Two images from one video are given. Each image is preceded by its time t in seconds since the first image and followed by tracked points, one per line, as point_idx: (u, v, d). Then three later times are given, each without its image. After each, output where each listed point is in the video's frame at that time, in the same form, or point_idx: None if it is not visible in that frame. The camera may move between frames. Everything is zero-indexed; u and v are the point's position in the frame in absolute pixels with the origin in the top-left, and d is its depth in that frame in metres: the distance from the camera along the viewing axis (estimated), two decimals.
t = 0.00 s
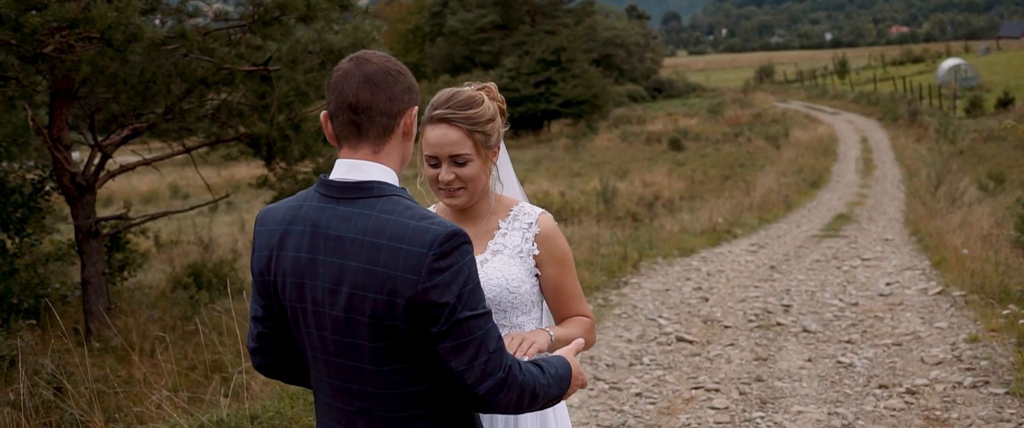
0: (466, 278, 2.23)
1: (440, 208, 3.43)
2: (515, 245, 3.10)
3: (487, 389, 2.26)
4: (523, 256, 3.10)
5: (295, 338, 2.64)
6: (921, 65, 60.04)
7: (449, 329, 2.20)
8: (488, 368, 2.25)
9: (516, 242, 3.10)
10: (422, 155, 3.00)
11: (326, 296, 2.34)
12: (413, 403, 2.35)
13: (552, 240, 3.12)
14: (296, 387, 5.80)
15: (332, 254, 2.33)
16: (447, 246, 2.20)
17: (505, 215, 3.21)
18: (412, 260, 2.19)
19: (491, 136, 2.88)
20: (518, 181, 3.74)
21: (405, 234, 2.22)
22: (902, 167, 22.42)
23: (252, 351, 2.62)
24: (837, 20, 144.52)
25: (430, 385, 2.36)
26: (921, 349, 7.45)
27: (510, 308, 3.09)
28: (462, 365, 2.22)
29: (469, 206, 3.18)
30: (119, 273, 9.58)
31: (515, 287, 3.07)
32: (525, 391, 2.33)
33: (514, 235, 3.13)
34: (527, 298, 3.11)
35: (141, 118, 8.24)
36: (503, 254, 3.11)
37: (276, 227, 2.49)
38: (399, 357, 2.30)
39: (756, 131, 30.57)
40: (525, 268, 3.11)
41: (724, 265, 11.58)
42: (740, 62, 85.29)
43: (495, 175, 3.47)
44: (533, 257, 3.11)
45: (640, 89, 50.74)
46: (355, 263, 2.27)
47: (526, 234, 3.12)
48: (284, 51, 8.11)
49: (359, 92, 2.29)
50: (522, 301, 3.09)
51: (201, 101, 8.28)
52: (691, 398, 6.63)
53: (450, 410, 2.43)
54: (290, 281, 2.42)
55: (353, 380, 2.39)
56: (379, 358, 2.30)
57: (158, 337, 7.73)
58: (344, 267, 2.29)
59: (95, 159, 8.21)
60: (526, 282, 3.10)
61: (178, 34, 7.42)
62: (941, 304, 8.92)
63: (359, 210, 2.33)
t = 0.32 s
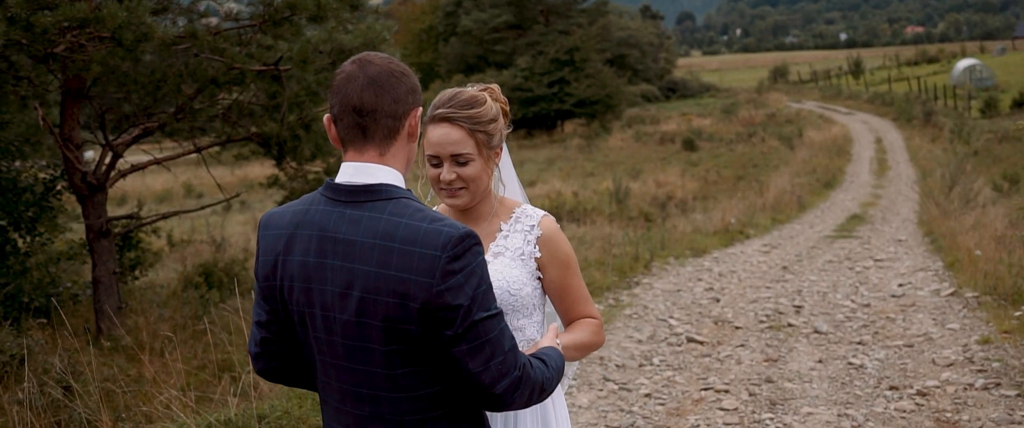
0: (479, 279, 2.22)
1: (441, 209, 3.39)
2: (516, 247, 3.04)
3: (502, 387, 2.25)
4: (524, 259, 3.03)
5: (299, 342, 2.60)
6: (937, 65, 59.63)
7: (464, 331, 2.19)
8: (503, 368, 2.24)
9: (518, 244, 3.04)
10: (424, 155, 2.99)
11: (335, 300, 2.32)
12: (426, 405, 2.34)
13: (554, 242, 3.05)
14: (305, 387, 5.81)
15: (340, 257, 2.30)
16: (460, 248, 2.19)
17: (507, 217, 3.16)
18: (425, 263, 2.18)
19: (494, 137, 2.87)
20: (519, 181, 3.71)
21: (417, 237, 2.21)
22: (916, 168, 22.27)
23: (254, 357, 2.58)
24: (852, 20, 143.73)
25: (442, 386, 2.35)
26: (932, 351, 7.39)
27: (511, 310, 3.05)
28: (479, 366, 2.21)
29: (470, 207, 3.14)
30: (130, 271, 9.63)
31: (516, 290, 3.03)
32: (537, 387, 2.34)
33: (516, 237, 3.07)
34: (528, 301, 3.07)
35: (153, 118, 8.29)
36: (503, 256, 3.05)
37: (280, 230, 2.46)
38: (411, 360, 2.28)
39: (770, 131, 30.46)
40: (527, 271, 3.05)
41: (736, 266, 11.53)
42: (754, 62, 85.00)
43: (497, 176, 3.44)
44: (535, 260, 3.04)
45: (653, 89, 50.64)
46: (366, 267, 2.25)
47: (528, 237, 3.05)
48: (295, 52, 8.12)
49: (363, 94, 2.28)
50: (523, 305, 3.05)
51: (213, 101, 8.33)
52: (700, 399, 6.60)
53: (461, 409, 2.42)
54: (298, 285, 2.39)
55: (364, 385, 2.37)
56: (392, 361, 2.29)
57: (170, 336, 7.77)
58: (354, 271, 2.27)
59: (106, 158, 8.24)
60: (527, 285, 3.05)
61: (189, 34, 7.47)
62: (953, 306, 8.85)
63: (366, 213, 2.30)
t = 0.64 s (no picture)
0: (490, 280, 2.21)
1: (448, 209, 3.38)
2: (522, 248, 3.03)
3: (512, 388, 2.24)
4: (530, 260, 3.02)
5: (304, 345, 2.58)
6: (952, 65, 59.24)
7: (474, 330, 2.18)
8: (513, 368, 2.23)
9: (524, 244, 3.03)
10: (432, 152, 2.98)
11: (345, 301, 2.30)
12: (436, 406, 2.34)
13: (561, 243, 3.03)
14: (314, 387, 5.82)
15: (349, 258, 2.29)
16: (471, 248, 2.19)
17: (514, 218, 3.15)
18: (436, 263, 2.18)
19: (504, 136, 2.86)
20: (526, 183, 3.70)
21: (426, 236, 2.21)
22: (930, 168, 22.12)
23: (256, 361, 2.54)
24: (867, 20, 142.97)
25: (450, 387, 2.34)
26: (944, 352, 7.34)
27: (516, 312, 3.03)
28: (489, 366, 2.20)
29: (478, 205, 3.13)
30: (142, 270, 9.68)
31: (520, 291, 3.01)
32: (546, 388, 2.33)
33: (522, 237, 3.06)
34: (533, 302, 3.05)
35: (164, 117, 8.33)
36: (509, 257, 3.04)
37: (287, 231, 2.44)
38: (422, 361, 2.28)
39: (783, 132, 30.33)
40: (532, 272, 3.03)
41: (748, 266, 11.48)
42: (768, 62, 84.73)
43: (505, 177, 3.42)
44: (541, 261, 3.03)
45: (667, 89, 50.49)
46: (376, 266, 2.24)
47: (534, 237, 3.04)
48: (305, 51, 8.08)
49: (369, 95, 2.28)
50: (527, 306, 3.03)
51: (223, 100, 8.39)
52: (710, 400, 6.57)
53: (469, 410, 2.41)
54: (305, 287, 2.38)
55: (373, 387, 2.36)
56: (402, 361, 2.28)
57: (181, 335, 7.82)
58: (363, 271, 2.26)
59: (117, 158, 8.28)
60: (533, 287, 3.02)
61: (200, 34, 7.56)
62: (966, 307, 8.78)
63: (375, 213, 2.30)
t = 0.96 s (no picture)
0: (497, 279, 2.21)
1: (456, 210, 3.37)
2: (529, 252, 3.02)
3: (516, 391, 2.22)
4: (537, 264, 3.01)
5: (306, 346, 2.56)
6: (966, 65, 58.86)
7: (479, 329, 2.17)
8: (518, 370, 2.22)
9: (531, 249, 3.02)
10: (441, 153, 2.98)
11: (351, 300, 2.30)
12: (440, 407, 2.33)
13: (568, 248, 3.02)
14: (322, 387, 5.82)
15: (356, 258, 2.29)
16: (480, 246, 2.19)
17: (523, 222, 3.14)
18: (445, 261, 2.18)
19: (515, 138, 2.85)
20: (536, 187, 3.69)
21: (435, 235, 2.21)
22: (944, 169, 21.97)
23: (255, 364, 2.50)
24: (881, 20, 142.24)
25: (451, 389, 2.33)
26: (955, 354, 7.29)
27: (522, 315, 3.03)
28: (492, 365, 2.19)
29: (486, 208, 3.12)
30: (153, 269, 9.73)
31: (527, 295, 3.01)
32: (550, 390, 2.31)
33: (530, 242, 3.05)
34: (539, 307, 3.05)
35: (175, 118, 8.38)
36: (516, 261, 3.04)
37: (293, 231, 2.43)
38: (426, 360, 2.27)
39: (796, 132, 30.21)
40: (538, 277, 3.03)
41: (760, 267, 11.44)
42: (782, 62, 84.48)
43: (514, 181, 3.42)
44: (548, 266, 3.02)
45: (680, 89, 50.35)
46: (384, 264, 2.24)
47: (542, 242, 3.03)
48: (316, 51, 8.06)
49: (372, 97, 2.28)
50: (533, 310, 3.03)
51: (234, 99, 8.43)
52: (719, 401, 6.55)
53: (470, 411, 2.40)
54: (311, 286, 2.37)
55: (378, 386, 2.35)
56: (408, 360, 2.28)
57: (191, 334, 7.86)
58: (371, 270, 2.26)
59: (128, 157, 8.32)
60: (539, 292, 3.02)
61: (210, 34, 7.57)
62: (978, 308, 8.72)
63: (383, 212, 2.30)
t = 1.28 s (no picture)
0: (504, 267, 2.21)
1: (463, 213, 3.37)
2: (533, 255, 2.99)
3: (517, 384, 2.17)
4: (541, 267, 2.98)
5: (307, 343, 2.51)
6: (981, 65, 58.45)
7: (482, 314, 2.15)
8: (521, 360, 2.17)
9: (535, 252, 2.99)
10: (449, 153, 2.98)
11: (357, 289, 2.27)
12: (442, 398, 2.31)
13: (572, 251, 2.98)
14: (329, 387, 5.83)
15: (364, 248, 2.27)
16: (488, 235, 2.19)
17: (529, 225, 3.12)
18: (453, 248, 2.17)
19: (523, 139, 2.84)
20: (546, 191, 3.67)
21: (444, 223, 2.21)
22: (958, 170, 21.82)
23: (255, 360, 2.43)
24: (895, 20, 141.51)
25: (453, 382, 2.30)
26: (966, 355, 7.25)
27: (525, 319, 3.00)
28: (493, 352, 2.15)
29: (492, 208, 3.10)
30: (163, 269, 9.77)
31: (530, 299, 2.98)
32: (551, 386, 2.26)
33: (535, 245, 3.02)
34: (543, 311, 3.00)
35: (185, 118, 8.42)
36: (521, 264, 3.01)
37: (298, 224, 2.41)
38: (430, 349, 2.25)
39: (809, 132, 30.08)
40: (542, 280, 2.99)
41: (771, 268, 11.39)
42: (795, 62, 84.17)
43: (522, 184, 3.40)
44: (553, 269, 2.98)
45: (692, 89, 50.23)
46: (392, 252, 2.22)
47: (547, 245, 3.00)
48: (326, 51, 8.14)
49: (377, 97, 2.28)
50: (538, 314, 3.00)
51: (244, 99, 8.45)
52: (728, 402, 6.53)
53: (469, 407, 2.36)
54: (316, 276, 2.34)
55: (381, 376, 2.32)
56: (413, 349, 2.25)
57: (201, 334, 7.89)
58: (378, 257, 2.24)
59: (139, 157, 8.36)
60: (544, 296, 2.98)
61: (219, 34, 7.62)
62: (989, 310, 8.67)
63: (392, 204, 2.29)
